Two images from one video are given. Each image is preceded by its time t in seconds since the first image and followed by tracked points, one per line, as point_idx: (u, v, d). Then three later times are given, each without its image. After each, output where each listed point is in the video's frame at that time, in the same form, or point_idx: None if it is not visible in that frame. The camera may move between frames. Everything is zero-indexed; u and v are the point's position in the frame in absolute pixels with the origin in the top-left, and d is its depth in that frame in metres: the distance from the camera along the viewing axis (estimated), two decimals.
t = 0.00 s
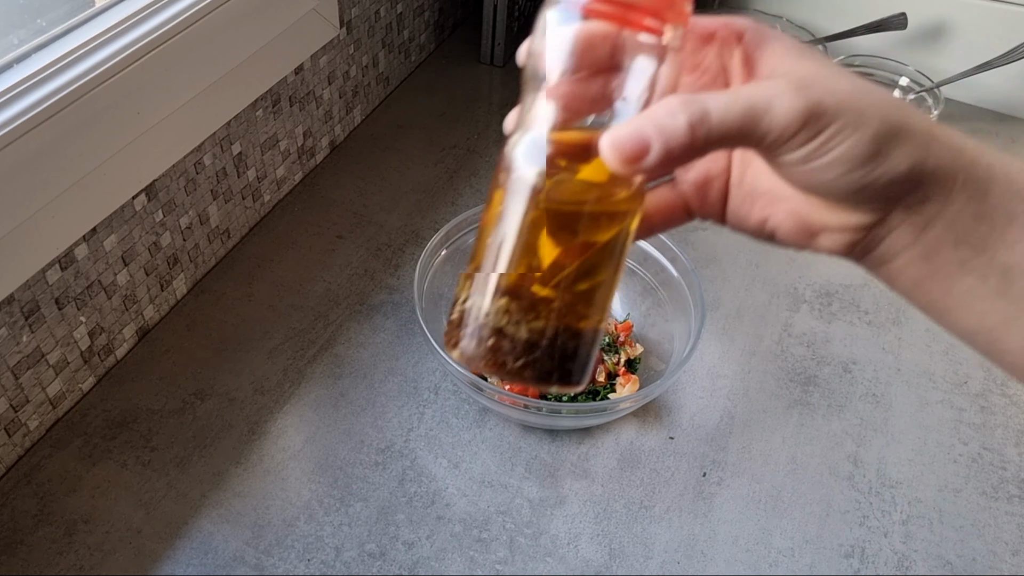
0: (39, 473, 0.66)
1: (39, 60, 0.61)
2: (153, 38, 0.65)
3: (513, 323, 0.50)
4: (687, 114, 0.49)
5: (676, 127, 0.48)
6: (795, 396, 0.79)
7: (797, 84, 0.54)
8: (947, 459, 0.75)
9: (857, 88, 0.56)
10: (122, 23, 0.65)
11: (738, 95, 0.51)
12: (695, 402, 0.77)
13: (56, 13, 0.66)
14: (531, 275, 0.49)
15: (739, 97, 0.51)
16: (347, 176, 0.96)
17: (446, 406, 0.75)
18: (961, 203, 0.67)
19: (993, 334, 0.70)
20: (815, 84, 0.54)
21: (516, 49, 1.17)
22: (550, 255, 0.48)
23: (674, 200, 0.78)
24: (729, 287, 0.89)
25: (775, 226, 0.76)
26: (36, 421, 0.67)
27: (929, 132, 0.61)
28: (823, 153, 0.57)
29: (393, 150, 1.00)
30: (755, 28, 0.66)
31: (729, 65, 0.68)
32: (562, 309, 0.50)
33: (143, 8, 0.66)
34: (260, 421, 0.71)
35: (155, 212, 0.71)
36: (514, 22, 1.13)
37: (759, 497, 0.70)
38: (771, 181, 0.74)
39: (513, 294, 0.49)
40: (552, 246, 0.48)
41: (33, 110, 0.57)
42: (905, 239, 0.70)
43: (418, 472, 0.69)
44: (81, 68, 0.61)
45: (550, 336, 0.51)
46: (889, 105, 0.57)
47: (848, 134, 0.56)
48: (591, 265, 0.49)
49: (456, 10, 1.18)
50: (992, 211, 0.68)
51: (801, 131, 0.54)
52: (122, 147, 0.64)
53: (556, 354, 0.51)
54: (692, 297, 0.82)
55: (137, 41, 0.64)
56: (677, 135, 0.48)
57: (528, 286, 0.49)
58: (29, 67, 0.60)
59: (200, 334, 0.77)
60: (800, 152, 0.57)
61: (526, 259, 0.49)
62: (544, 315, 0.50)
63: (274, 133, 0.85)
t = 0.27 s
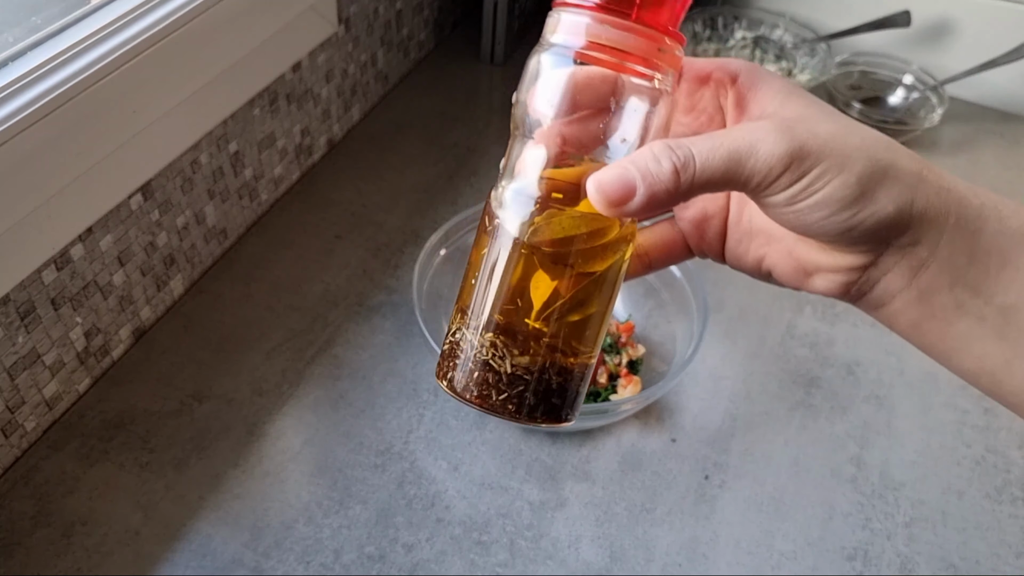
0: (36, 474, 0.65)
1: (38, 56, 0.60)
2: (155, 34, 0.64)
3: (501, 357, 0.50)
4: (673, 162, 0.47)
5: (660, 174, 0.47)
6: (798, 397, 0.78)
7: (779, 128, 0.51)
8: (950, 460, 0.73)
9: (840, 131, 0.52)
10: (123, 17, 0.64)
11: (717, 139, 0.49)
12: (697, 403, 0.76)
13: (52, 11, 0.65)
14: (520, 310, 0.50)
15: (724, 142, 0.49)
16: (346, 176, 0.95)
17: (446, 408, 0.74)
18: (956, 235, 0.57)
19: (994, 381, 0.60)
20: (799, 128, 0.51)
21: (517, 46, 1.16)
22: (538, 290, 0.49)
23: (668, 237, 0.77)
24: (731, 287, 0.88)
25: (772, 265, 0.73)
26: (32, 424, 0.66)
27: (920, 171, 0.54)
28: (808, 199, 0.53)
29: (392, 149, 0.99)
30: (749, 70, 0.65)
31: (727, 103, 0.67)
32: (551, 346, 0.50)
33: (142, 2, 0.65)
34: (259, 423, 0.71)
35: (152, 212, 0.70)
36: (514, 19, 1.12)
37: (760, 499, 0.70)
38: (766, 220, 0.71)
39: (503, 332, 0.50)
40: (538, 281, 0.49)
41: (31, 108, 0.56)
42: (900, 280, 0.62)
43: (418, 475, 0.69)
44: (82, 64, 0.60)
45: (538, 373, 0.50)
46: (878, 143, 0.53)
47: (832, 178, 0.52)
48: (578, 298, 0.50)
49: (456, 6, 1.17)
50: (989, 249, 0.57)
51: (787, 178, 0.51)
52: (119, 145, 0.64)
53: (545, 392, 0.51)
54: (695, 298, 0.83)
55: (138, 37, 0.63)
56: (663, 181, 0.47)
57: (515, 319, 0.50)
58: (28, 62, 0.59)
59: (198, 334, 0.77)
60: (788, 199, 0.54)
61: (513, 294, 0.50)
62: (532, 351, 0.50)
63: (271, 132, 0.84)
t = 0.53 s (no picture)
0: (34, 475, 0.65)
1: (37, 55, 0.59)
2: (155, 32, 0.64)
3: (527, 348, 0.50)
4: (695, 155, 0.47)
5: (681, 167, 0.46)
6: (800, 397, 0.78)
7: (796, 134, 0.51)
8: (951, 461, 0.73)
9: (856, 138, 0.52)
10: (123, 16, 0.63)
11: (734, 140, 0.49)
12: (698, 403, 0.76)
13: (50, 9, 0.64)
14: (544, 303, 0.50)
15: (741, 141, 0.49)
16: (346, 175, 0.95)
17: (446, 408, 0.73)
18: (978, 252, 0.54)
19: (1014, 399, 0.57)
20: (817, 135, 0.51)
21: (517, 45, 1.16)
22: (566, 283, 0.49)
23: (705, 242, 0.76)
24: (733, 287, 0.87)
25: (795, 272, 0.71)
26: (30, 424, 0.65)
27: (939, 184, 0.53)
28: (819, 206, 0.52)
29: (391, 148, 0.99)
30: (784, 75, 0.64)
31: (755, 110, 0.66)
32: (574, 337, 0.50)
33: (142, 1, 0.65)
34: (258, 423, 0.70)
35: (151, 211, 0.70)
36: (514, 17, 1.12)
37: (762, 500, 0.69)
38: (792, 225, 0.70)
39: (527, 324, 0.50)
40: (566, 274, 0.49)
41: (30, 108, 0.56)
42: (920, 295, 0.58)
43: (417, 475, 0.68)
44: (81, 63, 0.60)
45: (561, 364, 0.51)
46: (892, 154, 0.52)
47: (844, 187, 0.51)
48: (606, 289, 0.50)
49: (456, 5, 1.17)
50: (1007, 269, 0.54)
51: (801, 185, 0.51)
52: (118, 145, 0.64)
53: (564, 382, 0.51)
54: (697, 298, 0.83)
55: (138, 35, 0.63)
56: (684, 173, 0.46)
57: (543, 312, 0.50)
58: (28, 61, 0.58)
59: (197, 334, 0.76)
60: (799, 206, 0.53)
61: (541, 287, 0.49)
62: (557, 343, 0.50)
63: (271, 131, 0.84)
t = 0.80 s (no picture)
0: (34, 475, 0.65)
1: (36, 55, 0.59)
2: (155, 32, 0.64)
3: (532, 338, 0.51)
4: (701, 142, 0.47)
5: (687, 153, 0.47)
6: (800, 397, 0.78)
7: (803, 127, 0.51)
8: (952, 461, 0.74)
9: (861, 131, 0.52)
10: (123, 15, 0.63)
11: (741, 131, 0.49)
12: (697, 403, 0.76)
13: (50, 9, 0.64)
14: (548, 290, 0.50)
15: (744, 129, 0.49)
16: (345, 175, 0.95)
17: (446, 408, 0.73)
18: (979, 248, 0.54)
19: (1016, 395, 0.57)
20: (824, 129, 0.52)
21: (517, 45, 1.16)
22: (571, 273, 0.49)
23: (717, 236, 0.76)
24: (732, 287, 0.87)
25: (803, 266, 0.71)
26: (31, 424, 0.65)
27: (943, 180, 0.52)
28: (821, 198, 0.52)
29: (391, 148, 0.99)
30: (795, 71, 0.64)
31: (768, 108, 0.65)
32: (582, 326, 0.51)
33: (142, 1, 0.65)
34: (257, 423, 0.70)
35: (151, 211, 0.70)
36: (514, 17, 1.12)
37: (762, 500, 0.69)
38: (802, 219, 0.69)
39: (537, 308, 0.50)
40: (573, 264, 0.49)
41: (30, 108, 0.56)
42: (923, 291, 0.58)
43: (417, 476, 0.68)
44: (82, 63, 0.60)
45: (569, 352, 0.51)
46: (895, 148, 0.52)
47: (844, 179, 0.51)
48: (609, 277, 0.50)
49: (456, 5, 1.17)
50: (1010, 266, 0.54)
51: (804, 177, 0.51)
52: (118, 144, 0.64)
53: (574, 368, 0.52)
54: (696, 298, 0.82)
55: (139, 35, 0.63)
56: (688, 158, 0.47)
57: (548, 301, 0.50)
58: (28, 61, 0.58)
59: (196, 334, 0.76)
60: (802, 199, 0.53)
61: (548, 274, 0.50)
62: (562, 331, 0.51)
63: (271, 131, 0.84)
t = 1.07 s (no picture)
0: (34, 475, 0.65)
1: (36, 55, 0.59)
2: (155, 32, 0.64)
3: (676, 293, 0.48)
4: (770, 115, 0.43)
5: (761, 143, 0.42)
6: (800, 397, 0.78)
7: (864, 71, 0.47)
8: (952, 460, 0.74)
9: (931, 67, 0.46)
10: (123, 15, 0.63)
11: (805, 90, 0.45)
12: (697, 403, 0.76)
13: (50, 9, 0.64)
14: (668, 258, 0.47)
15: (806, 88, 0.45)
16: (345, 175, 0.95)
17: (445, 408, 0.73)
18: None
19: None
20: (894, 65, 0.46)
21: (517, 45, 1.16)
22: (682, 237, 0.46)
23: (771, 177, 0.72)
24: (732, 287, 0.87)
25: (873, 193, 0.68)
26: (31, 423, 0.66)
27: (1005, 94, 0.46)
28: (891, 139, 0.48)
29: (392, 148, 0.99)
30: None
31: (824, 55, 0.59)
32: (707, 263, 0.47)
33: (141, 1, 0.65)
34: (257, 423, 0.70)
35: (151, 211, 0.70)
36: (514, 17, 1.12)
37: (762, 500, 0.69)
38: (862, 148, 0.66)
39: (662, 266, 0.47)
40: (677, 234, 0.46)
41: (31, 107, 0.56)
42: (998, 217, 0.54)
43: (417, 476, 0.68)
44: (82, 63, 0.60)
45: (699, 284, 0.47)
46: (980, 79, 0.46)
47: (930, 126, 0.47)
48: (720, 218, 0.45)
49: (456, 5, 1.17)
50: None
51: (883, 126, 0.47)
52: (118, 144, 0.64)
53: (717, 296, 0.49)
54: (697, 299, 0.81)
55: (138, 35, 0.63)
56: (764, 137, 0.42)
57: (675, 271, 0.47)
58: (28, 62, 0.58)
59: (196, 335, 0.76)
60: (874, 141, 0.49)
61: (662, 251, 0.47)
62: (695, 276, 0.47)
63: (271, 131, 0.84)
